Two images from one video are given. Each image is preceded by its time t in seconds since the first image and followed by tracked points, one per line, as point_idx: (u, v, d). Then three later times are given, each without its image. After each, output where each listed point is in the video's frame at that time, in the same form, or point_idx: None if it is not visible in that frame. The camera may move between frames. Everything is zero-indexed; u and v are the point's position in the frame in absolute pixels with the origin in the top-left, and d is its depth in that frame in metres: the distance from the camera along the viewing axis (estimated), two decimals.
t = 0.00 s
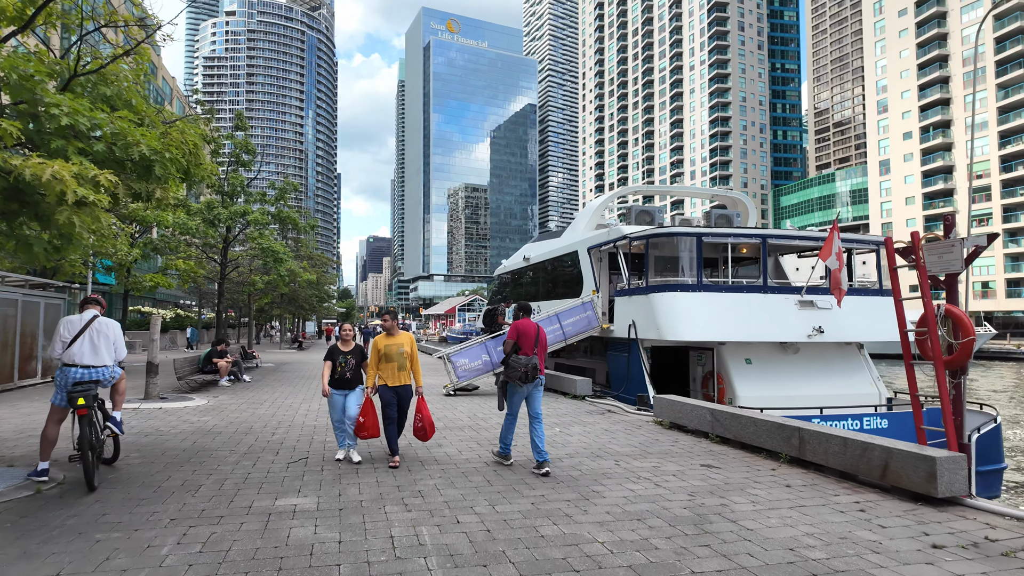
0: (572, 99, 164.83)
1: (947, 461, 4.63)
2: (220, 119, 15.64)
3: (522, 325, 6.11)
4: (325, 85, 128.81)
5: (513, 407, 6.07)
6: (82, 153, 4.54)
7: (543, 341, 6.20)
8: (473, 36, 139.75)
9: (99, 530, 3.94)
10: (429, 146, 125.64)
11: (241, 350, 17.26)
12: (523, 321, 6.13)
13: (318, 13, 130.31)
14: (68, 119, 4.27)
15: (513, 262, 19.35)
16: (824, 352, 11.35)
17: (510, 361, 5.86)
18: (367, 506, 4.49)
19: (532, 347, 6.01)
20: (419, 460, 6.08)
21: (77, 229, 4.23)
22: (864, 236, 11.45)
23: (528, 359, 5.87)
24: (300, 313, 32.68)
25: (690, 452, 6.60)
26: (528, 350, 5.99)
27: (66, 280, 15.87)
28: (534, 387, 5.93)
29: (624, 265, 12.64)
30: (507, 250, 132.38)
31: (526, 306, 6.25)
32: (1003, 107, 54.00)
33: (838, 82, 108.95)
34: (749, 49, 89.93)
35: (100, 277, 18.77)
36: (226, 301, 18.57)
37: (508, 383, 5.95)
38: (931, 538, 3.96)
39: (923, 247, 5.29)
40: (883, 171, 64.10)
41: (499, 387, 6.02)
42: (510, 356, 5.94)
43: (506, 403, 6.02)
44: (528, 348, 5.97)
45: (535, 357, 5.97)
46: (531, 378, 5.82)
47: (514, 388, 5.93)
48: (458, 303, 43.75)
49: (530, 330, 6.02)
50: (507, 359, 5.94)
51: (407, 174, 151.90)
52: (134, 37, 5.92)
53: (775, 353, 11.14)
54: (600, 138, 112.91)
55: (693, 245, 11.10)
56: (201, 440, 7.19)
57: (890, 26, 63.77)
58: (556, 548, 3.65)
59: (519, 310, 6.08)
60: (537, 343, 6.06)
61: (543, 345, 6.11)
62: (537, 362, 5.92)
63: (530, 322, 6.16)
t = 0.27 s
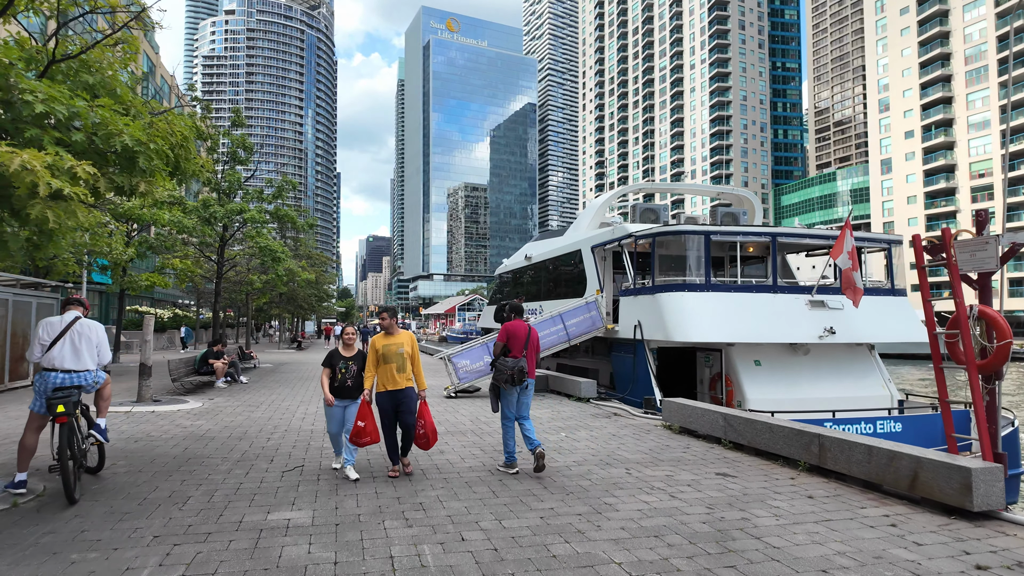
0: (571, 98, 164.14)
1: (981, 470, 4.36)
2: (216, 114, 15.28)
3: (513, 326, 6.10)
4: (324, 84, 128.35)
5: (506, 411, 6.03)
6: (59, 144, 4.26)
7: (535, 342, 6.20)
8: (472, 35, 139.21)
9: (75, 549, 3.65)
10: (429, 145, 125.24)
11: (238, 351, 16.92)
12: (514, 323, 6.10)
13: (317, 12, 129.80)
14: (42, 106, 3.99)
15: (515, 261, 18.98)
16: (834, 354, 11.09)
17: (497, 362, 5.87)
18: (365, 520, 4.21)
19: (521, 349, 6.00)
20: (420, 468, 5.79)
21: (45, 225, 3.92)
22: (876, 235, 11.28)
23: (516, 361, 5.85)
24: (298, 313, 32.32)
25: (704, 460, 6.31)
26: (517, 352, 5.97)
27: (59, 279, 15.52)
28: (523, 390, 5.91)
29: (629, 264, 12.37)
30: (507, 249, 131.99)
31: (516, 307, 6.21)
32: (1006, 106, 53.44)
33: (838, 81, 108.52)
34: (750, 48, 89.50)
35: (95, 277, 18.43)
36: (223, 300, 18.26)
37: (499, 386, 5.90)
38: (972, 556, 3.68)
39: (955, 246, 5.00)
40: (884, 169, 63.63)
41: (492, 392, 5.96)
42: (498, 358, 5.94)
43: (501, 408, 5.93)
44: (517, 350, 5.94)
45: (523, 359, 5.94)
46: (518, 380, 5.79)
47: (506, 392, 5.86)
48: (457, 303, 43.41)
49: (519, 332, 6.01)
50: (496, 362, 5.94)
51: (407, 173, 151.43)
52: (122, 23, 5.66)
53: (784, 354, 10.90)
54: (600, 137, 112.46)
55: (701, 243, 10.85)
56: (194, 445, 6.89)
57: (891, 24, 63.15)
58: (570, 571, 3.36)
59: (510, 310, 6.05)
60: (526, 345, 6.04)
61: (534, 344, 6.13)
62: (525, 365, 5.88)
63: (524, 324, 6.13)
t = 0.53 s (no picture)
0: (572, 97, 163.69)
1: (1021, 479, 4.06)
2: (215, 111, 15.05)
3: (508, 323, 6.07)
4: (325, 84, 128.09)
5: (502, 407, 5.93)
6: (41, 131, 4.08)
7: (531, 339, 6.19)
8: (473, 34, 138.82)
9: (51, 563, 3.38)
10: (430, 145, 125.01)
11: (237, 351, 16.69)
12: (510, 319, 6.09)
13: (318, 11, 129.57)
14: (20, 88, 3.79)
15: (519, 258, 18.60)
16: (847, 354, 10.81)
17: (493, 359, 5.81)
18: (364, 530, 3.95)
19: (518, 344, 5.99)
20: (423, 472, 5.51)
21: (18, 215, 3.71)
22: (890, 232, 11.00)
23: (513, 357, 5.79)
24: (298, 313, 32.14)
25: (719, 464, 6.03)
26: (513, 348, 5.96)
27: (55, 278, 15.28)
28: (517, 388, 5.80)
29: (636, 262, 12.09)
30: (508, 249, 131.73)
31: (514, 305, 6.23)
32: (1009, 105, 52.75)
33: (840, 80, 108.16)
34: (751, 47, 89.24)
35: (93, 276, 18.23)
36: (222, 299, 18.05)
37: (497, 384, 5.82)
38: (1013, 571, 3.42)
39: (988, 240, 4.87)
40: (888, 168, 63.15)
41: (490, 389, 5.86)
42: (495, 354, 5.90)
43: (501, 407, 5.79)
44: (512, 347, 5.91)
45: (521, 356, 5.90)
46: (515, 377, 5.72)
47: (504, 390, 5.77)
48: (458, 304, 43.24)
49: (514, 328, 5.99)
50: (492, 359, 5.90)
51: (407, 173, 151.22)
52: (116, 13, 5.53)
53: (796, 354, 10.62)
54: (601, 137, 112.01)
55: (710, 240, 10.56)
56: (186, 448, 6.63)
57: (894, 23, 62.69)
58: None
59: (505, 309, 6.07)
60: (522, 341, 6.03)
61: (529, 341, 6.12)
62: (522, 361, 5.82)
63: (519, 321, 6.12)
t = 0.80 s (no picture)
0: (572, 97, 163.30)
1: None
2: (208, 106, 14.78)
3: (506, 326, 5.99)
4: (325, 83, 127.75)
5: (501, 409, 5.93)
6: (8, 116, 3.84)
7: (528, 342, 6.10)
8: (473, 34, 138.43)
9: None
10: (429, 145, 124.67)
11: (234, 351, 16.44)
12: (508, 322, 6.03)
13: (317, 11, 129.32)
14: None
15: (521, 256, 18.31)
16: (858, 355, 10.55)
17: (492, 362, 5.77)
18: (362, 546, 3.69)
19: (516, 348, 5.91)
20: (423, 482, 5.25)
21: None
22: (901, 230, 10.75)
23: (512, 360, 5.75)
24: (297, 313, 31.85)
25: (734, 472, 5.77)
26: (512, 351, 5.87)
27: (49, 278, 15.00)
28: (514, 390, 5.79)
29: (641, 261, 11.84)
30: (508, 249, 131.42)
31: (510, 308, 6.16)
32: (1012, 104, 52.49)
33: (841, 79, 107.81)
34: (752, 46, 88.95)
35: (88, 274, 17.99)
36: (220, 299, 17.80)
37: (494, 386, 5.80)
38: None
39: None
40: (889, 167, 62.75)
41: (487, 391, 5.89)
42: (493, 356, 5.85)
43: (498, 409, 5.84)
44: (511, 350, 5.85)
45: (519, 359, 5.85)
46: (514, 380, 5.71)
47: (501, 392, 5.77)
48: (457, 304, 42.97)
49: (513, 331, 5.92)
50: (491, 361, 5.84)
51: (407, 172, 150.94)
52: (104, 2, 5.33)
53: (805, 354, 10.37)
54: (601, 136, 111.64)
55: (718, 237, 10.30)
56: (177, 454, 6.36)
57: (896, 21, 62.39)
58: None
59: (503, 311, 6.00)
60: (520, 344, 5.94)
61: (528, 345, 6.06)
62: (520, 364, 5.80)
63: (517, 324, 6.04)
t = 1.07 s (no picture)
0: (567, 97, 163.07)
1: None
2: (197, 98, 14.48)
3: (497, 325, 6.06)
4: (319, 82, 127.04)
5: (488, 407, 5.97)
6: None
7: (518, 341, 6.19)
8: (468, 33, 137.89)
9: None
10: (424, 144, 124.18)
11: (224, 352, 16.12)
12: (499, 321, 6.11)
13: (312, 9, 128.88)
14: None
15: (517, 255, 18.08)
16: (861, 356, 10.35)
17: (483, 360, 5.80)
18: (351, 566, 3.40)
19: (507, 346, 5.98)
20: (419, 490, 5.00)
21: None
22: (905, 229, 10.61)
23: (504, 359, 5.79)
24: (290, 313, 31.50)
25: (741, 478, 5.55)
26: (503, 350, 5.96)
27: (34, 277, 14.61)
28: (507, 388, 5.83)
29: (641, 259, 11.65)
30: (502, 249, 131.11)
31: (501, 307, 6.24)
32: (1006, 103, 52.43)
33: (835, 80, 107.97)
34: (747, 46, 88.89)
35: (75, 273, 17.61)
36: (211, 298, 17.48)
37: (482, 384, 5.83)
38: None
39: None
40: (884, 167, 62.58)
41: (473, 386, 5.92)
42: (485, 355, 5.88)
43: (480, 406, 5.89)
44: (502, 348, 5.92)
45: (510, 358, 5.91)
46: (506, 377, 5.74)
47: (487, 390, 5.82)
48: (451, 304, 42.68)
49: (504, 329, 6.00)
50: (482, 359, 5.88)
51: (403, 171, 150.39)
52: None
53: (808, 355, 10.17)
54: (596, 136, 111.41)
55: (720, 235, 10.07)
56: (159, 459, 6.07)
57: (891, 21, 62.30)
58: None
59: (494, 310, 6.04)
60: (510, 342, 6.03)
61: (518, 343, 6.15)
62: (511, 362, 5.85)
63: (507, 322, 6.13)
